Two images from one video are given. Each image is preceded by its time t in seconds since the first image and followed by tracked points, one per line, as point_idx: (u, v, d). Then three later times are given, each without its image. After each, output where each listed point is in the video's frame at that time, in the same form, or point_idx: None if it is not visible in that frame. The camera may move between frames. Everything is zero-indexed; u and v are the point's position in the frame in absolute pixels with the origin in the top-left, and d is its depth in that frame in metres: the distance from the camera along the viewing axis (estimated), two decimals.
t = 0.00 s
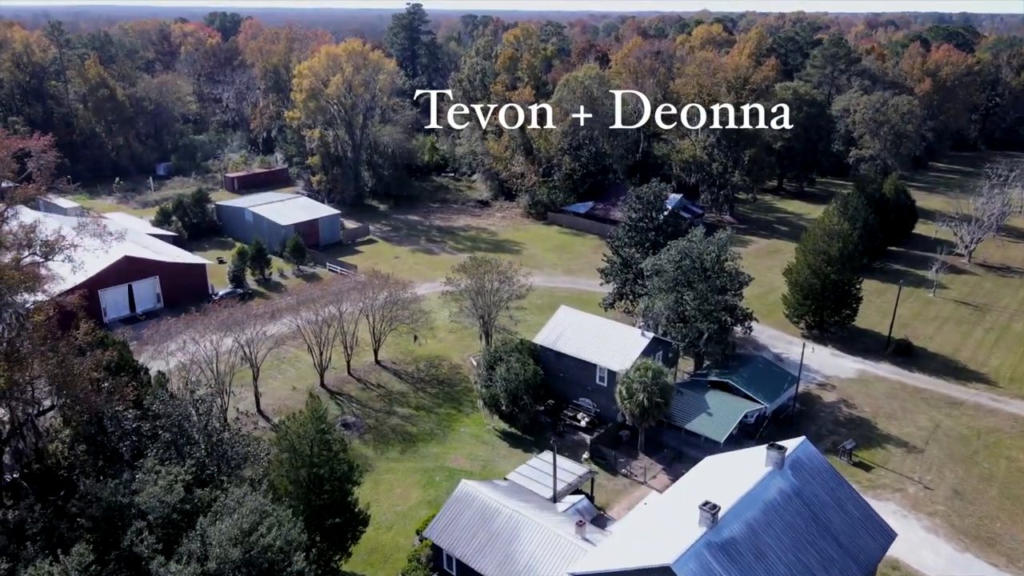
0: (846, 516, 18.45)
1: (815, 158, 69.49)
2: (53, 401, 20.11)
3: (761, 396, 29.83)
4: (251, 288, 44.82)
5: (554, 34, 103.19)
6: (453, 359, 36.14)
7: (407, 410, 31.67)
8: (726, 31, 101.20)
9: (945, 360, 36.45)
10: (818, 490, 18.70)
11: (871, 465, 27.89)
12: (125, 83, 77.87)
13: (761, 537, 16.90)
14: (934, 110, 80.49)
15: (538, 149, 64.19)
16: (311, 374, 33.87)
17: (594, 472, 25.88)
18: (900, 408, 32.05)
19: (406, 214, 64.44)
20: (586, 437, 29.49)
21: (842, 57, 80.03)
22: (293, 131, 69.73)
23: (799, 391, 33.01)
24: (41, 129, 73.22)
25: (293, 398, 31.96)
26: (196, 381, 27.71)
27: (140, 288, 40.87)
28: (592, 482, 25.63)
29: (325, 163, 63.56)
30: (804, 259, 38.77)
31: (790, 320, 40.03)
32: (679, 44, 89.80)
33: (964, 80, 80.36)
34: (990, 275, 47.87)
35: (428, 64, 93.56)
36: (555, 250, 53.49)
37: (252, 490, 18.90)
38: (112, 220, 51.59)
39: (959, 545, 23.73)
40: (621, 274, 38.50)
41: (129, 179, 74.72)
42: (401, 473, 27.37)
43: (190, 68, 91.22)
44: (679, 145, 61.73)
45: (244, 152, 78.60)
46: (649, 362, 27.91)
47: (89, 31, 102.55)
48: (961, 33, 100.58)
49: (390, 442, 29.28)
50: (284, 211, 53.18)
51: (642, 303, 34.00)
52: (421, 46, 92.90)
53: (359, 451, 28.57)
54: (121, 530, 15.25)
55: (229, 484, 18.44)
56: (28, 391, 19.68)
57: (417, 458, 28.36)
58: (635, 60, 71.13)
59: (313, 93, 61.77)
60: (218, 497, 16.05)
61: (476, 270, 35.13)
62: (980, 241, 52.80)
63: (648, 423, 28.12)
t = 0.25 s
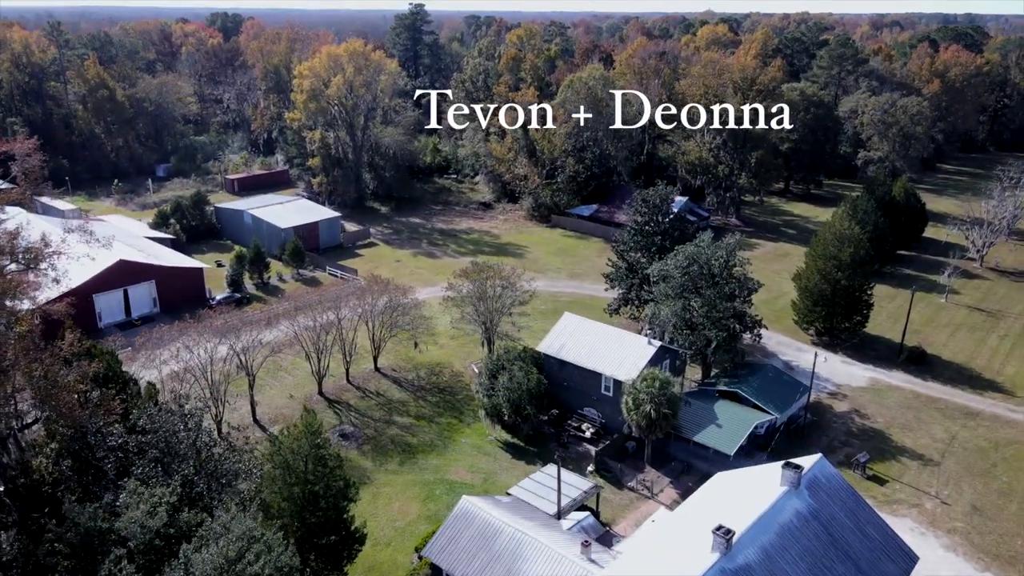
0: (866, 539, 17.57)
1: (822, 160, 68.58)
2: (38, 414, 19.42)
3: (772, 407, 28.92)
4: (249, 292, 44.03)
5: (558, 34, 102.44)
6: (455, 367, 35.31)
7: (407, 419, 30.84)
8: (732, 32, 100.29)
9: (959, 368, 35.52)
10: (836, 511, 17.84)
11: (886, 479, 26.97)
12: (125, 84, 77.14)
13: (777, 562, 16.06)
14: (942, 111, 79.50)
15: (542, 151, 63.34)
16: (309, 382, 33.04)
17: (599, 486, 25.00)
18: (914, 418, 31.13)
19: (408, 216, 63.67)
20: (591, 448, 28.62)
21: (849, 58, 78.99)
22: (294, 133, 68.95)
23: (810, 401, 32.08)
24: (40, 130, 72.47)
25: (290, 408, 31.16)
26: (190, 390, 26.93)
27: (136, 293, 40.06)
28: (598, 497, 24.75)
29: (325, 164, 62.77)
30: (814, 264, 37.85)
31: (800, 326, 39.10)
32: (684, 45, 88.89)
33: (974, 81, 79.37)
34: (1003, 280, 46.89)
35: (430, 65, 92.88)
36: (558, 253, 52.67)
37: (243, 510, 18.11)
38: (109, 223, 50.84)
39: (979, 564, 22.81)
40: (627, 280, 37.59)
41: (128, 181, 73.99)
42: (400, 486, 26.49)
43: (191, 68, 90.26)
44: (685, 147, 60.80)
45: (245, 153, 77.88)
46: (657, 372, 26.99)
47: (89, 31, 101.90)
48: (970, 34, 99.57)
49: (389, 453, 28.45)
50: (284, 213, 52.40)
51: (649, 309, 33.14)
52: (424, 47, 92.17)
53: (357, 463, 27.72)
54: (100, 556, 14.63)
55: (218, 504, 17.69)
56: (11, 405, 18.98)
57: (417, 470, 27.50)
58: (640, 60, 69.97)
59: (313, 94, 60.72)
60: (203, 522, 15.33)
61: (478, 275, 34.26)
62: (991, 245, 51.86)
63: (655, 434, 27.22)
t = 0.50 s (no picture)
0: (887, 563, 16.72)
1: (830, 162, 67.64)
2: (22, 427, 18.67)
3: (783, 417, 28.02)
4: (247, 296, 43.22)
5: (561, 35, 101.60)
6: (456, 374, 34.46)
7: (407, 429, 29.99)
8: (737, 32, 99.36)
9: (974, 377, 34.56)
10: (856, 533, 16.98)
11: (901, 493, 26.05)
12: (125, 85, 76.47)
13: None
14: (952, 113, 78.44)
15: (545, 153, 62.46)
16: (307, 390, 32.24)
17: (605, 501, 24.13)
18: (929, 428, 30.20)
19: (410, 218, 62.89)
20: (596, 460, 27.78)
21: (857, 58, 77.95)
22: (294, 134, 68.17)
23: (822, 410, 31.16)
24: (39, 131, 71.83)
25: (287, 416, 30.35)
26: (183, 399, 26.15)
27: (132, 297, 39.32)
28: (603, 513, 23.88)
29: (326, 166, 61.99)
30: (824, 269, 36.87)
31: (810, 332, 38.24)
32: (690, 45, 87.96)
33: (983, 82, 78.30)
34: (1017, 285, 45.88)
35: (433, 66, 92.11)
36: (562, 257, 51.83)
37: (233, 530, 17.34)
38: (107, 226, 50.10)
39: None
40: (632, 284, 36.88)
41: (128, 183, 73.26)
42: (399, 499, 25.65)
43: (192, 69, 89.48)
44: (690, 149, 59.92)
45: (246, 154, 77.15)
46: (664, 383, 26.12)
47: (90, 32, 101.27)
48: (978, 34, 98.45)
49: (388, 465, 27.62)
50: (283, 216, 51.62)
51: (655, 316, 32.35)
52: (426, 47, 91.38)
53: (355, 475, 26.90)
54: None
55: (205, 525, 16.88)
56: None
57: (417, 482, 26.66)
58: (645, 60, 68.95)
59: (314, 95, 59.91)
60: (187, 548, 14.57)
61: (480, 280, 33.40)
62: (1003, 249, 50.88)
63: (662, 446, 26.34)
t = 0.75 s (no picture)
0: None
1: (837, 164, 66.76)
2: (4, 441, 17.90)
3: (794, 428, 27.20)
4: (246, 300, 42.43)
5: (565, 35, 100.87)
6: (458, 381, 33.67)
7: (406, 439, 29.19)
8: (742, 33, 98.53)
9: (989, 386, 33.64)
10: (877, 557, 16.14)
11: (917, 507, 25.18)
12: (125, 85, 75.82)
13: None
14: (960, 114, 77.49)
15: (549, 154, 61.63)
16: (304, 398, 31.47)
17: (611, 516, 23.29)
18: (944, 439, 29.31)
19: (411, 221, 62.17)
20: (601, 472, 26.97)
21: (864, 59, 77.07)
22: (295, 135, 67.43)
23: (834, 420, 30.29)
24: (38, 132, 71.20)
25: (283, 425, 29.59)
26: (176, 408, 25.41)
27: (128, 301, 38.59)
28: (608, 530, 23.07)
29: (327, 168, 61.27)
30: (835, 274, 36.00)
31: (820, 339, 37.38)
32: (694, 46, 87.12)
33: (992, 83, 77.35)
34: None
35: (436, 66, 91.45)
36: (565, 260, 51.04)
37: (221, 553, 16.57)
38: (104, 228, 49.40)
39: None
40: (638, 290, 36.09)
41: (127, 184, 72.55)
42: (397, 513, 24.83)
43: (193, 69, 88.78)
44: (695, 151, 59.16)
45: (246, 156, 76.46)
46: (672, 393, 25.28)
47: (91, 33, 100.70)
48: (987, 35, 97.47)
49: (386, 476, 26.81)
50: (283, 218, 50.86)
51: (662, 323, 31.57)
52: (429, 48, 90.69)
53: (353, 487, 26.09)
54: None
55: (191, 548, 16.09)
56: None
57: (416, 495, 25.85)
58: (651, 61, 68.00)
59: (314, 95, 59.23)
60: None
61: (481, 285, 32.57)
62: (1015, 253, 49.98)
63: (670, 459, 25.48)
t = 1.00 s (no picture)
0: None
1: (845, 166, 65.89)
2: None
3: (806, 439, 26.37)
4: (244, 305, 41.67)
5: (569, 36, 100.07)
6: (459, 389, 32.88)
7: (406, 449, 28.39)
8: (747, 34, 97.66)
9: (1005, 395, 32.73)
10: None
11: (935, 523, 24.29)
12: (125, 86, 75.23)
13: None
14: (970, 116, 76.50)
15: (552, 156, 60.87)
16: (302, 406, 30.72)
17: (617, 532, 22.44)
18: (960, 451, 28.42)
19: (413, 223, 61.45)
20: (606, 484, 26.14)
21: (872, 60, 76.08)
22: (295, 136, 66.73)
23: (846, 431, 29.40)
24: (37, 133, 70.59)
25: (279, 434, 28.83)
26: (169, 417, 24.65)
27: (124, 305, 37.90)
28: (614, 547, 22.24)
29: (328, 170, 60.59)
30: (845, 280, 35.12)
31: (830, 346, 36.50)
32: (699, 47, 86.28)
33: (1002, 84, 76.36)
34: None
35: (438, 67, 90.77)
36: (569, 264, 50.26)
37: None
38: (102, 231, 48.70)
39: None
40: (644, 295, 35.43)
41: (127, 186, 71.94)
42: (396, 526, 24.01)
43: (195, 70, 88.11)
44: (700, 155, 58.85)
45: (247, 157, 75.81)
46: (680, 403, 24.48)
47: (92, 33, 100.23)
48: (995, 36, 96.43)
49: (385, 488, 26.00)
50: (283, 221, 50.13)
51: (669, 330, 30.80)
52: (432, 49, 90.01)
53: (350, 499, 25.29)
54: None
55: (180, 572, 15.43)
56: None
57: (416, 508, 25.04)
58: (656, 61, 67.03)
59: (315, 96, 58.53)
60: None
61: (483, 291, 31.76)
62: None
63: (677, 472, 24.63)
